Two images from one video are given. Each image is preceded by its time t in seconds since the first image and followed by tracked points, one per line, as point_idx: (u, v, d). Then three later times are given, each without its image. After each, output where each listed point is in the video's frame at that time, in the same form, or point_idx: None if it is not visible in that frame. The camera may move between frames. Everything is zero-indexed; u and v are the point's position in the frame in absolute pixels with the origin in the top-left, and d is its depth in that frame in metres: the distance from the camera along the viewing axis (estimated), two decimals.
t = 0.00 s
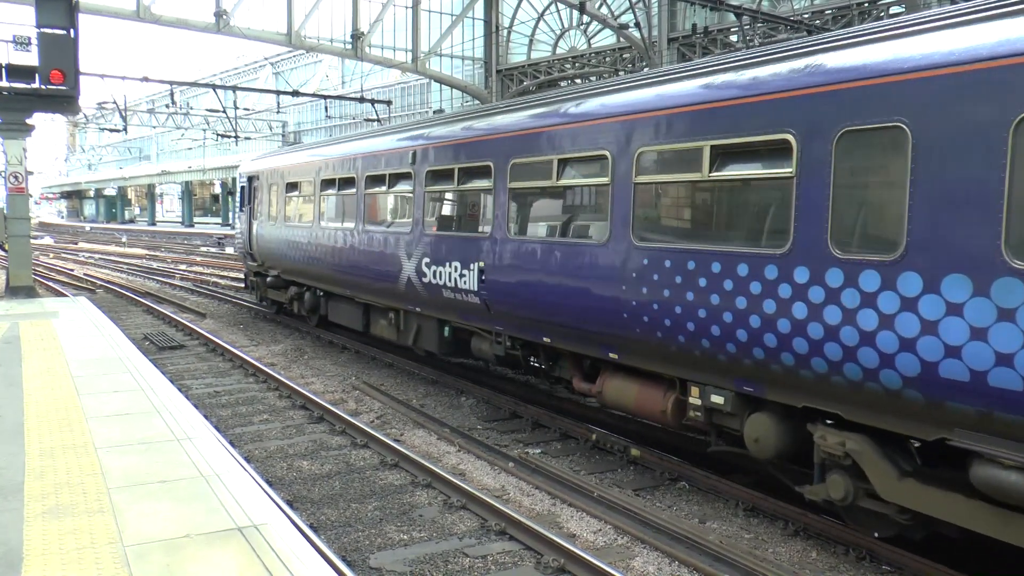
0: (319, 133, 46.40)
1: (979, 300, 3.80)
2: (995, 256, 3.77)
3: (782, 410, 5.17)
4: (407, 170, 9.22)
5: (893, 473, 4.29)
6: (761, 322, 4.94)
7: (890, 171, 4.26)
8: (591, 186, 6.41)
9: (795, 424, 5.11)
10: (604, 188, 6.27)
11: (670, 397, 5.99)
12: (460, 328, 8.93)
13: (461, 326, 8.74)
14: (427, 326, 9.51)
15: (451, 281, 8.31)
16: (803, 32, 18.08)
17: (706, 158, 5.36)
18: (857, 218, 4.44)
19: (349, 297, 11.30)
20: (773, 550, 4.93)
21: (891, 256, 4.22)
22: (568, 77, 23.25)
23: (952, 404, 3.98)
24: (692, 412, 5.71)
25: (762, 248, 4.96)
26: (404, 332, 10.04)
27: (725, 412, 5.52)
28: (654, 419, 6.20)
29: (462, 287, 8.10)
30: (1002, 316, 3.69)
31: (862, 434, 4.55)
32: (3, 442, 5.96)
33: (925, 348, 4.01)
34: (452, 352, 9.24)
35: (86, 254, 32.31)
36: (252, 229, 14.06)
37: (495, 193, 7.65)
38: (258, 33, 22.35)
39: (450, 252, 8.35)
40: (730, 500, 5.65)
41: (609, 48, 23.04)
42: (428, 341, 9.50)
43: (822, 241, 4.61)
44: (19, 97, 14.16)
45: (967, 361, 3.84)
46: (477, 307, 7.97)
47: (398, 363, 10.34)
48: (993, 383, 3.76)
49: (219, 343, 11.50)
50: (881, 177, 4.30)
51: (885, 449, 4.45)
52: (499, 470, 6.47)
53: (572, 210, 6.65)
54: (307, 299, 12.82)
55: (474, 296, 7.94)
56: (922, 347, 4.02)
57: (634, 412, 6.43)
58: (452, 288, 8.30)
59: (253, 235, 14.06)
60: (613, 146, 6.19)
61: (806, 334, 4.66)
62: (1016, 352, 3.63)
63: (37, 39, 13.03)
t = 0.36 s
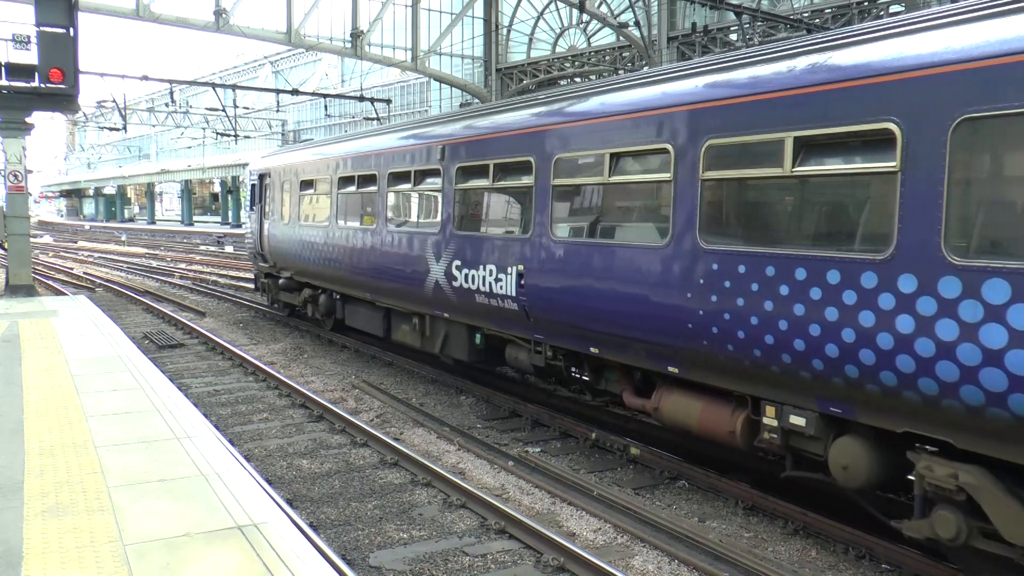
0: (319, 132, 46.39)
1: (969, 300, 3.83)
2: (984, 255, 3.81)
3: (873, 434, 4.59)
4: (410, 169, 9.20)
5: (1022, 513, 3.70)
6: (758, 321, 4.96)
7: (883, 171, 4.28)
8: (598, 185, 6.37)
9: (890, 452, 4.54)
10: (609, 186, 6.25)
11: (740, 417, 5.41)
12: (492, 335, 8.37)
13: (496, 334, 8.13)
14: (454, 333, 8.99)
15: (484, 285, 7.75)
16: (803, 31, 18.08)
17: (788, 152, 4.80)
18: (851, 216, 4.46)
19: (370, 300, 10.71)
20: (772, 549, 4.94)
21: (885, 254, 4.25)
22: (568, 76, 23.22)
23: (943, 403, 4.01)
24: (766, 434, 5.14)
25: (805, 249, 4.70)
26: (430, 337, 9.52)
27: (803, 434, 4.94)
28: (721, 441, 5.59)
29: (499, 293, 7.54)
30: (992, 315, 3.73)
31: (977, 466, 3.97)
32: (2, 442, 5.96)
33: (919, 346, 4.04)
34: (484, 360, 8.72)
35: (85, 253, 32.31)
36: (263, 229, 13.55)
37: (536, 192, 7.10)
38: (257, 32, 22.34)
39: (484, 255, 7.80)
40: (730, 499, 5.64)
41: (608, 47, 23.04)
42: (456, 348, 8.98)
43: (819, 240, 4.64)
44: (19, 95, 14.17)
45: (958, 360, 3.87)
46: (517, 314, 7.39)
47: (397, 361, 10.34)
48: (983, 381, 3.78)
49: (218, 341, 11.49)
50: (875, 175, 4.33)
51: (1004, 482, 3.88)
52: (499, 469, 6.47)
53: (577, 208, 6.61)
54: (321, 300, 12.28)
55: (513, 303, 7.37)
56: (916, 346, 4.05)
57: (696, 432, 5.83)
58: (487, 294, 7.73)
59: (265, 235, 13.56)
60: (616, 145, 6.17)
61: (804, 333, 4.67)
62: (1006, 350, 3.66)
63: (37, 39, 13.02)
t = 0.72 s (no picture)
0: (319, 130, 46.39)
1: (970, 299, 3.85)
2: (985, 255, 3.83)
3: (984, 465, 4.10)
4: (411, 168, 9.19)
5: None
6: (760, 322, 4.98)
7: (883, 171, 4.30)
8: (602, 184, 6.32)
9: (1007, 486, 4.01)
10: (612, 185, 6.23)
11: (824, 440, 4.85)
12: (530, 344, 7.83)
13: (537, 342, 7.52)
14: (486, 340, 8.39)
15: (523, 290, 7.18)
16: (804, 30, 18.09)
17: (892, 143, 4.24)
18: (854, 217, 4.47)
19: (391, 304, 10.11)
20: (771, 548, 4.94)
21: (884, 254, 4.29)
22: (568, 75, 23.21)
23: (944, 401, 4.03)
24: (857, 461, 4.59)
25: (851, 248, 4.47)
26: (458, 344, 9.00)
27: (903, 463, 4.43)
28: (801, 467, 5.03)
29: (541, 297, 6.97)
30: (993, 315, 3.75)
31: None
32: (2, 440, 5.96)
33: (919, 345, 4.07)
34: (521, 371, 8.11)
35: (85, 251, 32.29)
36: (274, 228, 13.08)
37: (538, 192, 7.08)
38: (258, 30, 22.33)
39: (521, 257, 7.25)
40: (730, 498, 5.64)
41: (609, 46, 23.04)
42: (489, 357, 8.39)
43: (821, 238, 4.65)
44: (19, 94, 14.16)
45: (958, 359, 3.90)
46: (562, 321, 6.80)
47: (397, 360, 10.34)
48: (983, 380, 3.81)
49: (218, 340, 11.49)
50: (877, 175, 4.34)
51: None
52: (499, 468, 6.47)
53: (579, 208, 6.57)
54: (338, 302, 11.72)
55: (558, 310, 6.79)
56: (917, 346, 4.08)
57: (770, 456, 5.26)
58: (526, 299, 7.16)
59: (276, 235, 13.08)
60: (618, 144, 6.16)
61: (805, 333, 4.70)
62: (1006, 350, 3.68)
63: (37, 37, 13.01)
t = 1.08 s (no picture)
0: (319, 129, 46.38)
1: (971, 299, 3.87)
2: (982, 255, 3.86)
3: None
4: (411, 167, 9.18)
5: None
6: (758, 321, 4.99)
7: (880, 171, 4.32)
8: (606, 184, 6.28)
9: None
10: (613, 185, 6.20)
11: (930, 472, 4.29)
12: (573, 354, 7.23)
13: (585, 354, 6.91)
14: (522, 349, 7.86)
15: (568, 297, 6.58)
16: (804, 29, 18.09)
17: None
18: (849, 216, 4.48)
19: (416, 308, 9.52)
20: (771, 548, 4.94)
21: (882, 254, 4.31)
22: (569, 74, 23.20)
23: (943, 401, 4.06)
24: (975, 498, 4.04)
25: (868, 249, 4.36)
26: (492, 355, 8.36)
27: None
28: (902, 501, 4.46)
29: (591, 305, 6.35)
30: (994, 316, 3.77)
31: None
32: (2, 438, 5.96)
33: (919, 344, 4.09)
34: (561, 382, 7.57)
35: (84, 249, 32.27)
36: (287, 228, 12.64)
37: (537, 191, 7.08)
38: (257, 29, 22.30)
39: (564, 260, 6.65)
40: (729, 498, 5.65)
41: (609, 45, 23.03)
42: (525, 367, 7.85)
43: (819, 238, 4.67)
44: (18, 91, 14.15)
45: (959, 359, 3.92)
46: (614, 332, 6.18)
47: (397, 359, 10.35)
48: (985, 381, 3.83)
49: (218, 338, 11.49)
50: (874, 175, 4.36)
51: None
52: (498, 467, 6.47)
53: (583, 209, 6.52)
54: (356, 305, 11.23)
55: (609, 319, 6.18)
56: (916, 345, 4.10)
57: (862, 487, 4.69)
58: (572, 307, 6.55)
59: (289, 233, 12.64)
60: (618, 143, 6.17)
61: (804, 332, 4.71)
62: (1009, 351, 3.70)
63: (37, 35, 12.99)
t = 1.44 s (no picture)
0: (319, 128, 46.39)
1: (972, 300, 3.88)
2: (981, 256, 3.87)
3: None
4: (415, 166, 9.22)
5: None
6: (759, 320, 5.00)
7: (879, 171, 4.33)
8: (608, 183, 6.29)
9: None
10: (614, 184, 6.23)
11: None
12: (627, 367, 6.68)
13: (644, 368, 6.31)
14: (567, 361, 7.37)
15: (625, 306, 6.01)
16: (804, 29, 18.11)
17: None
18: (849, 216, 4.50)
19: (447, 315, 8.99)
20: (771, 547, 4.94)
21: (881, 253, 4.33)
22: (569, 74, 23.21)
23: (944, 401, 4.07)
24: None
25: (866, 252, 4.40)
26: (531, 366, 7.91)
27: None
28: None
29: (653, 315, 5.76)
30: (995, 316, 3.79)
31: None
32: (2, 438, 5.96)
33: (920, 344, 4.11)
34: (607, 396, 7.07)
35: (83, 248, 32.23)
36: (303, 229, 12.45)
37: (538, 190, 7.09)
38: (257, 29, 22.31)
39: (620, 266, 6.09)
40: (729, 497, 5.65)
41: (609, 45, 23.03)
42: (569, 380, 7.37)
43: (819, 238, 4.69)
44: (18, 91, 14.15)
45: (961, 358, 3.94)
46: (678, 345, 5.62)
47: (397, 358, 10.35)
48: (987, 381, 3.84)
49: (218, 338, 11.49)
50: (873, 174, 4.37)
51: None
52: (499, 467, 6.47)
53: (585, 208, 6.54)
54: (375, 311, 10.87)
55: (673, 331, 5.60)
56: (916, 344, 4.12)
57: (977, 524, 4.13)
58: (628, 317, 5.98)
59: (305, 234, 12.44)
60: (619, 144, 6.19)
61: (804, 331, 4.72)
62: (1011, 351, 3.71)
63: (36, 35, 12.99)
